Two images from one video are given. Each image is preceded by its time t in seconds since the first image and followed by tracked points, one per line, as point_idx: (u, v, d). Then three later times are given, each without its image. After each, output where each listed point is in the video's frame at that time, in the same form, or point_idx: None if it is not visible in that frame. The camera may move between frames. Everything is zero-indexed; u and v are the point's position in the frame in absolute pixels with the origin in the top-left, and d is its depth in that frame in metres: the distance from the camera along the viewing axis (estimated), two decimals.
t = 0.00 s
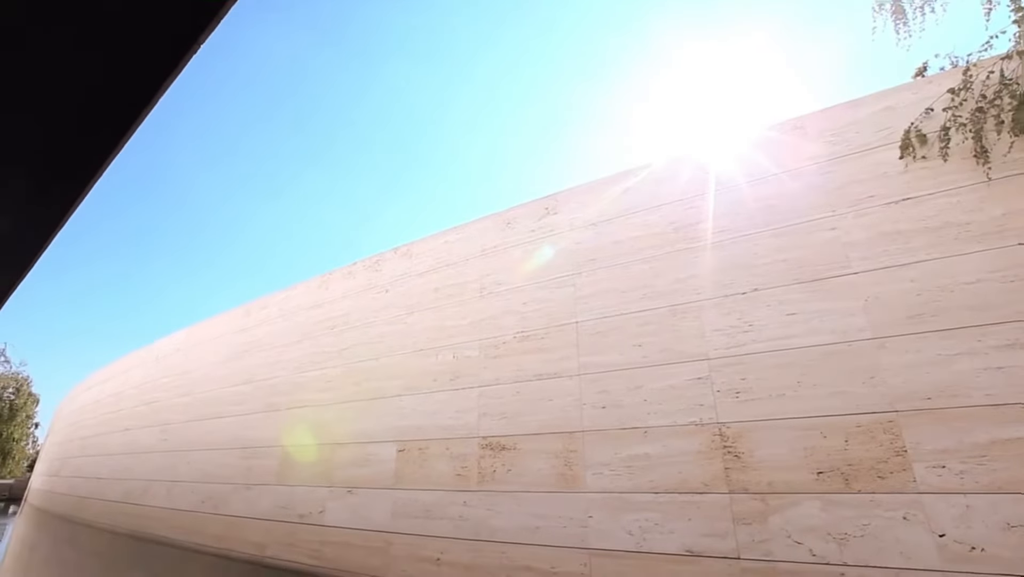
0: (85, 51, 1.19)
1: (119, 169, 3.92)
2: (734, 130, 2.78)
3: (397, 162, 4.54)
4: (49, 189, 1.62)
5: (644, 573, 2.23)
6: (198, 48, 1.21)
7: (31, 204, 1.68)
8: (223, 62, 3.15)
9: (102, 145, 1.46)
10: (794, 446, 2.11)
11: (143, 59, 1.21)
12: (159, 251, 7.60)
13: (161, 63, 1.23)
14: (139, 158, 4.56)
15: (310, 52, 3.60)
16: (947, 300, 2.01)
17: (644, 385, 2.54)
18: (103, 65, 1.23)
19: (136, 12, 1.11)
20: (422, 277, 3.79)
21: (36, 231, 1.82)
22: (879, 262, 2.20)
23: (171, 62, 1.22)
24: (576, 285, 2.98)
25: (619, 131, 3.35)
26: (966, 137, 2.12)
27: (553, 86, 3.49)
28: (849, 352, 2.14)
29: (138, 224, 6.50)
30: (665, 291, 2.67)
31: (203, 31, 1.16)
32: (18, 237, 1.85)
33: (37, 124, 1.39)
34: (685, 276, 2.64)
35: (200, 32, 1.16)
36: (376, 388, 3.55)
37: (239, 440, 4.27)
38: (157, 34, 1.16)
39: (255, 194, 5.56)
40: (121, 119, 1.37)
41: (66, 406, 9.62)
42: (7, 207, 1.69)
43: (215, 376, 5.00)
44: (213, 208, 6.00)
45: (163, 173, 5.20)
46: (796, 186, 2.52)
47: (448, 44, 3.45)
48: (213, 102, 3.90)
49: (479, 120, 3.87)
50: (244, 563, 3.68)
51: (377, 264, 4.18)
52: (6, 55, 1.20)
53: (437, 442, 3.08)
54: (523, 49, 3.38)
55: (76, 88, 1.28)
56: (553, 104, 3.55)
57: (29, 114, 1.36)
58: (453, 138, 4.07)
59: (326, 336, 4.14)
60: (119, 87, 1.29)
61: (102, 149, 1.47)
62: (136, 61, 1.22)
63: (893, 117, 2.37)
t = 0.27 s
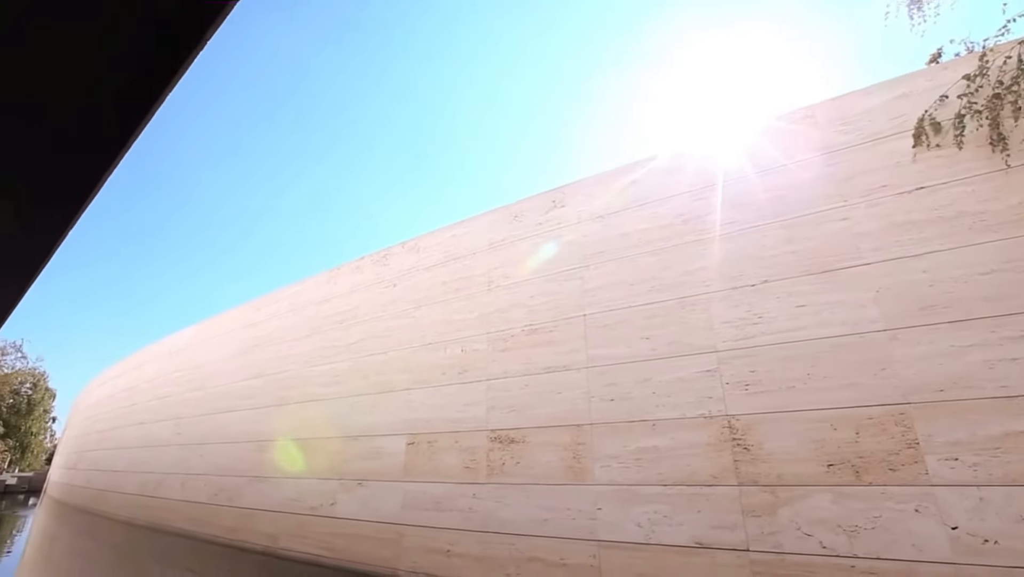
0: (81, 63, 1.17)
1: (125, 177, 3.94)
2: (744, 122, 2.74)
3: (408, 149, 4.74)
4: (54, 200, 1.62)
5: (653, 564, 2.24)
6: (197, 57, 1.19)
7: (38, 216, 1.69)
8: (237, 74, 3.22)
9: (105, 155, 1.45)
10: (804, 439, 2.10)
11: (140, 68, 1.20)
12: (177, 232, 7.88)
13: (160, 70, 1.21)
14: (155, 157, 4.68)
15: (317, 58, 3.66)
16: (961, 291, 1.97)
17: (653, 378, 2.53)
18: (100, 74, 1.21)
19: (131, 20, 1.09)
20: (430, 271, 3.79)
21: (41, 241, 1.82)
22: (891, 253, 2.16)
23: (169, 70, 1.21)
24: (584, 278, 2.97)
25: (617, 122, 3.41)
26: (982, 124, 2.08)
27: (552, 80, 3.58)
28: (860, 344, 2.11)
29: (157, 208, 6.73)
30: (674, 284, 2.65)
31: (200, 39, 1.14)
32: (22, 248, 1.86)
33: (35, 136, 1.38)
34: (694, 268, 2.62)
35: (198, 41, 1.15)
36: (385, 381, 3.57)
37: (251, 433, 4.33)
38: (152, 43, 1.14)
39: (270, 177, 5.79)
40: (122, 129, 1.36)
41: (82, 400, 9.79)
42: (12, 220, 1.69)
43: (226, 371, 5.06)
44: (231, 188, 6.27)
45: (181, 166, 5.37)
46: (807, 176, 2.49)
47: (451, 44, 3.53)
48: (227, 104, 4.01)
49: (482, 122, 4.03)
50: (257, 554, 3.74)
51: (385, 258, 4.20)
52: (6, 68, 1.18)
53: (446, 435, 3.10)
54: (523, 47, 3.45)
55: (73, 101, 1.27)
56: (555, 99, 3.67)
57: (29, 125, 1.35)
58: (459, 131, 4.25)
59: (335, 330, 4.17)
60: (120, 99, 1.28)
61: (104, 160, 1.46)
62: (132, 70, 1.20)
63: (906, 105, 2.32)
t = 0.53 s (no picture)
0: (81, 63, 1.18)
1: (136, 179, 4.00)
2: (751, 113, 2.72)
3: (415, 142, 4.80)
4: (60, 201, 1.64)
5: (662, 557, 2.24)
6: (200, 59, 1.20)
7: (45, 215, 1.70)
8: (243, 77, 3.28)
9: (111, 155, 1.47)
10: (815, 432, 2.08)
11: (141, 69, 1.20)
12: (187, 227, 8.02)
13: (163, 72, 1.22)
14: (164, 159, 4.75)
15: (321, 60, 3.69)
16: (975, 283, 1.94)
17: (661, 371, 2.52)
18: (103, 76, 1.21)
19: (130, 21, 1.09)
20: (437, 266, 3.80)
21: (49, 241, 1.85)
22: (904, 244, 2.13)
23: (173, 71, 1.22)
24: (592, 272, 2.97)
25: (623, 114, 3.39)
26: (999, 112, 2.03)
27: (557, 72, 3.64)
28: (871, 337, 2.09)
29: (169, 205, 6.84)
30: (682, 277, 2.63)
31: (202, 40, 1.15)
32: (31, 247, 1.88)
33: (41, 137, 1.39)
34: (702, 261, 2.60)
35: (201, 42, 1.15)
36: (393, 376, 3.59)
37: (262, 428, 4.38)
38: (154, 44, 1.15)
39: (280, 171, 5.89)
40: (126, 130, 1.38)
41: (96, 396, 9.95)
42: (19, 220, 1.71)
43: (236, 366, 5.11)
44: (240, 184, 6.37)
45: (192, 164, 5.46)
46: (817, 167, 2.45)
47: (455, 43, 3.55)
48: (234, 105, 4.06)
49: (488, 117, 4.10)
50: (270, 547, 3.79)
51: (392, 254, 4.21)
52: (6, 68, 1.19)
53: (455, 429, 3.12)
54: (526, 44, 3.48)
55: (76, 101, 1.28)
56: (556, 96, 3.73)
57: (31, 126, 1.36)
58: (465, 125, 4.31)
59: (344, 326, 4.19)
60: (121, 100, 1.29)
61: (109, 160, 1.48)
62: (132, 71, 1.21)
63: (919, 94, 2.28)
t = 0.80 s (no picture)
0: (81, 63, 1.18)
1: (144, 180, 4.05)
2: (759, 107, 2.69)
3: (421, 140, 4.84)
4: (66, 200, 1.65)
5: (670, 552, 2.25)
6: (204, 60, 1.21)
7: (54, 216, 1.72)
8: (245, 81, 3.33)
9: (117, 156, 1.48)
10: (825, 427, 2.07)
11: (144, 68, 1.21)
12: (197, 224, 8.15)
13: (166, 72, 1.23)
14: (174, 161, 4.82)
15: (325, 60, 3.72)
16: (990, 275, 1.91)
17: (669, 366, 2.51)
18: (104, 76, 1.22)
19: (130, 21, 1.09)
20: (444, 262, 3.81)
21: (59, 241, 1.87)
22: (916, 237, 2.10)
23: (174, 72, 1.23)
24: (600, 267, 2.96)
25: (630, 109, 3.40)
26: (1015, 102, 1.98)
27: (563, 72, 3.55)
28: (883, 331, 2.06)
29: (180, 203, 6.94)
30: (691, 272, 2.62)
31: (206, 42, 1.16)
32: (40, 247, 1.90)
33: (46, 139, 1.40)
34: (711, 255, 2.58)
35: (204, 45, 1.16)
36: (402, 372, 3.61)
37: (272, 424, 4.43)
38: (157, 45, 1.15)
39: (284, 170, 5.96)
40: (130, 130, 1.38)
41: (110, 392, 10.10)
42: (29, 221, 1.73)
43: (246, 363, 5.16)
44: (246, 184, 6.49)
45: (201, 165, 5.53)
46: (828, 159, 2.42)
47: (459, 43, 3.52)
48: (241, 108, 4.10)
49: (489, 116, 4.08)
50: (281, 541, 3.84)
51: (399, 250, 4.22)
52: (7, 68, 1.19)
53: (463, 425, 3.14)
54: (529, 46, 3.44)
55: (79, 102, 1.28)
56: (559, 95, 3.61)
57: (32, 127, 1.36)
58: (470, 123, 4.29)
59: (353, 322, 4.22)
60: (121, 100, 1.29)
61: (114, 161, 1.49)
62: (132, 70, 1.21)
63: (933, 85, 2.24)
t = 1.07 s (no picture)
0: (88, 67, 1.17)
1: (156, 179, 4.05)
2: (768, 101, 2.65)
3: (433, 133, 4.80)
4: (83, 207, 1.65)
5: (681, 546, 2.25)
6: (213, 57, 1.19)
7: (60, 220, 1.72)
8: (253, 78, 3.42)
9: (132, 161, 1.47)
10: (837, 421, 2.05)
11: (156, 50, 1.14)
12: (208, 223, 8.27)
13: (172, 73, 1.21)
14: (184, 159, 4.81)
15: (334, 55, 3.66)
16: (1007, 267, 1.87)
17: (679, 360, 2.50)
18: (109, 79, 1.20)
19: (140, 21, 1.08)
20: (453, 257, 3.82)
21: (66, 242, 1.87)
22: (931, 228, 2.06)
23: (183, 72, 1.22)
24: (608, 261, 2.94)
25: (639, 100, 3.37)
26: None
27: (571, 62, 3.52)
28: (897, 323, 2.04)
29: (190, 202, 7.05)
30: (700, 265, 2.60)
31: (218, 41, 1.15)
32: (59, 249, 1.92)
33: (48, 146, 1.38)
34: (720, 248, 2.56)
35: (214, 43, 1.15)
36: (412, 367, 3.63)
37: (285, 419, 4.48)
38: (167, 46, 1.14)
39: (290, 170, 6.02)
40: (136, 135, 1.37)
41: (126, 387, 10.28)
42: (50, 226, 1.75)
43: (258, 359, 5.22)
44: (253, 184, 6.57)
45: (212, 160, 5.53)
46: (840, 149, 2.38)
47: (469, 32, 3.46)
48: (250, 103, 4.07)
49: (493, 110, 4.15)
50: (295, 534, 3.89)
51: (408, 246, 4.24)
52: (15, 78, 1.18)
53: (473, 419, 3.15)
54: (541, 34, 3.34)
55: (90, 92, 1.22)
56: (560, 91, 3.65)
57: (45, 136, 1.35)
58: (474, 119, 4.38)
59: (362, 318, 4.25)
60: (130, 101, 1.27)
61: (130, 155, 1.44)
62: (140, 71, 1.19)
63: (949, 72, 2.19)
